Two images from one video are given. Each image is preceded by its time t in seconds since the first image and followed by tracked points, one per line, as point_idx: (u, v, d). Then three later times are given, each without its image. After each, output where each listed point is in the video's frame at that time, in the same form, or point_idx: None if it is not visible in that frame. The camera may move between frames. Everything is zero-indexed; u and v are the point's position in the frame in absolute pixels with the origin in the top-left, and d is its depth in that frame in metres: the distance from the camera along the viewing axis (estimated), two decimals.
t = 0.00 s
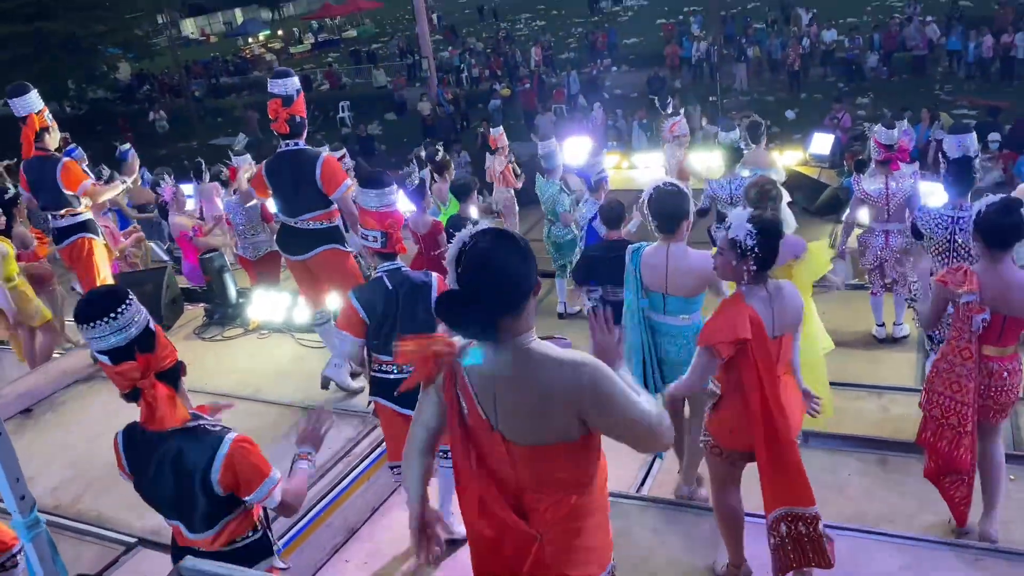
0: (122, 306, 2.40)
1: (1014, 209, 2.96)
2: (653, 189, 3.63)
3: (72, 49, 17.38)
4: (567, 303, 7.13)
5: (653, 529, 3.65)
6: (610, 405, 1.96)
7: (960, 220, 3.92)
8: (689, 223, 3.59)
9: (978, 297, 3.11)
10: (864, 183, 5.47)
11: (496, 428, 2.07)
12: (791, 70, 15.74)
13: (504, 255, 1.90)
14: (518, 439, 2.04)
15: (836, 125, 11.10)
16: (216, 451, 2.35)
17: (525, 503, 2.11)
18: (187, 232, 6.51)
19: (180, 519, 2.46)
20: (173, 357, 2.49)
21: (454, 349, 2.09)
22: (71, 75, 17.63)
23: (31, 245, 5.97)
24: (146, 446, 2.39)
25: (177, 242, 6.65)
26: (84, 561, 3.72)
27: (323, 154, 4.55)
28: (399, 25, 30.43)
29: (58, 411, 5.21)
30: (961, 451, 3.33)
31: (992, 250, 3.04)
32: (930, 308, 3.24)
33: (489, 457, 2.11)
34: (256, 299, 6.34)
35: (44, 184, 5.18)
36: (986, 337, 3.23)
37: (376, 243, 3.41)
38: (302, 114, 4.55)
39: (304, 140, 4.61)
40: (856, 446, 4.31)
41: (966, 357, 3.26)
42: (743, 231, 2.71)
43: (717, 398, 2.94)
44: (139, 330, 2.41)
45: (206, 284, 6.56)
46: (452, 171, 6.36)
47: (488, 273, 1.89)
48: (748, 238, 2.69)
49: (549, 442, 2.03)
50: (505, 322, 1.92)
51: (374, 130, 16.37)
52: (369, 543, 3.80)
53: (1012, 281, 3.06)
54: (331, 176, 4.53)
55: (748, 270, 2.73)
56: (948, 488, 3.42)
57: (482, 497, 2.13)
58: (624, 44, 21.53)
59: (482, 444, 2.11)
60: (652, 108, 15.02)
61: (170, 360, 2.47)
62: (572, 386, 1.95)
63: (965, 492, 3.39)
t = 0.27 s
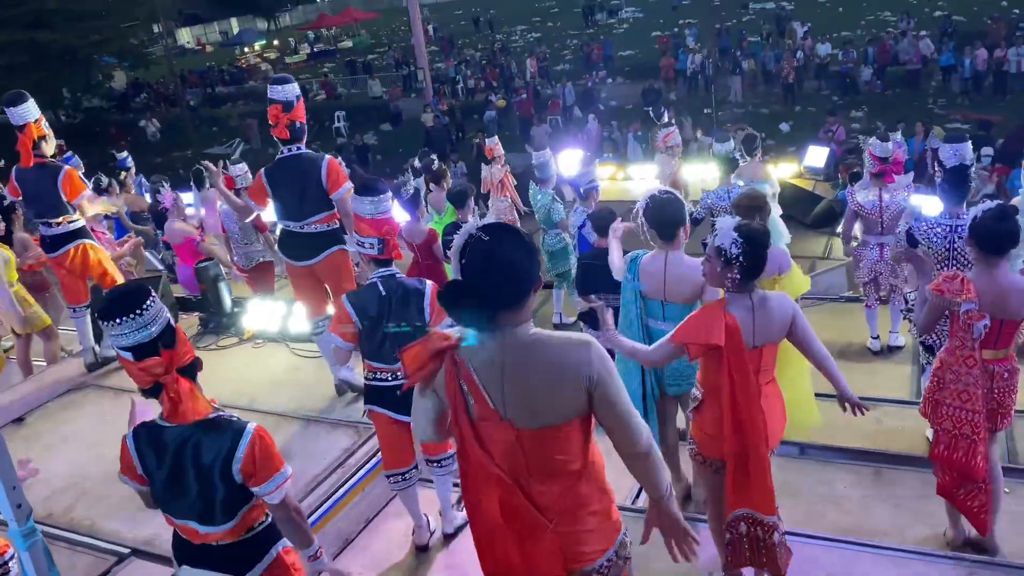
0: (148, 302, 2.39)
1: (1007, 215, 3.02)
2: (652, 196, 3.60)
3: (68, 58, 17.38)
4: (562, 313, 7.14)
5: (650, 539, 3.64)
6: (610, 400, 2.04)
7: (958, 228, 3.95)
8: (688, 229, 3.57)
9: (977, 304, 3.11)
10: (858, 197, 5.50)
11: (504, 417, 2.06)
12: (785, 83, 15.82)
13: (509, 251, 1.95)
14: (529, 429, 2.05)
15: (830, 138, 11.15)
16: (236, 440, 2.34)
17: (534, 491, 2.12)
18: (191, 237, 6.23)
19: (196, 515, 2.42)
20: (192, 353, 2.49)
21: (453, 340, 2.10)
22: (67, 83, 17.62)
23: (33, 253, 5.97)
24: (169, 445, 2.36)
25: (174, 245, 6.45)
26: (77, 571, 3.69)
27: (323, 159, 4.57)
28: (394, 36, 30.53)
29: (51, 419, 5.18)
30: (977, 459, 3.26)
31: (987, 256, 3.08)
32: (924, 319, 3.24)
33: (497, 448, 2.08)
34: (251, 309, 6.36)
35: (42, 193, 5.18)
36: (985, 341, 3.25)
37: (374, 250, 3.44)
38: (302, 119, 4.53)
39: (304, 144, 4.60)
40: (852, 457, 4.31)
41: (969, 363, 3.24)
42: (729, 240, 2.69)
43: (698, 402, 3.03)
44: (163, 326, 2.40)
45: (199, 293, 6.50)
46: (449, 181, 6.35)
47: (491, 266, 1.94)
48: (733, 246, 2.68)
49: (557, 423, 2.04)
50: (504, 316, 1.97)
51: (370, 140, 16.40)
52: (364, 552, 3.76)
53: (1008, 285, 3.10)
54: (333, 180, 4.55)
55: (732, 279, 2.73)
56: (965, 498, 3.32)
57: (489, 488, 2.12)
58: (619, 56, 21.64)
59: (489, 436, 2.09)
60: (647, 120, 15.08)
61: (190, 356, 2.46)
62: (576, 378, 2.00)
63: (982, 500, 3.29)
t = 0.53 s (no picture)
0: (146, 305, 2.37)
1: (1001, 224, 3.01)
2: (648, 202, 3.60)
3: (65, 63, 17.38)
4: (558, 320, 7.13)
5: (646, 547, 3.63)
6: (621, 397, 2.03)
7: (955, 239, 3.89)
8: (685, 237, 3.59)
9: (967, 309, 3.14)
10: (853, 207, 5.52)
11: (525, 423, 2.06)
12: (781, 91, 15.87)
13: (515, 261, 1.93)
14: (553, 433, 2.05)
15: (825, 146, 11.18)
16: (233, 441, 2.33)
17: (559, 497, 2.12)
18: (193, 241, 6.06)
19: (195, 520, 2.41)
20: (191, 358, 2.46)
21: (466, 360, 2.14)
22: (64, 88, 17.61)
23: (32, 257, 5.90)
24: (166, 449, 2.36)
25: (167, 251, 6.22)
26: None
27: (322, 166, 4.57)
28: (391, 43, 30.60)
29: (45, 425, 5.15)
30: (983, 461, 3.24)
31: (979, 262, 3.10)
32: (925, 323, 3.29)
33: (521, 456, 2.09)
34: (246, 315, 6.35)
35: (39, 201, 5.16)
36: (980, 349, 3.24)
37: (371, 258, 3.39)
38: (301, 127, 4.54)
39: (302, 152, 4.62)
40: (848, 466, 4.30)
41: (967, 369, 3.24)
42: (733, 250, 2.69)
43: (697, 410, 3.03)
44: (163, 329, 2.38)
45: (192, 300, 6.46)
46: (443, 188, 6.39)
47: (493, 274, 1.93)
48: (737, 256, 2.67)
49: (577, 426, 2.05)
50: (510, 324, 1.97)
51: (367, 147, 16.41)
52: (357, 561, 3.75)
53: (1003, 291, 3.10)
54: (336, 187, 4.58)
55: (735, 288, 2.73)
56: (975, 500, 3.29)
57: (512, 497, 2.11)
58: (615, 64, 21.70)
59: (513, 443, 2.09)
60: (643, 128, 15.12)
61: (188, 360, 2.44)
62: (590, 379, 2.00)
63: (990, 501, 3.27)
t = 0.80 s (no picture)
0: (126, 305, 2.34)
1: (999, 230, 3.02)
2: (645, 205, 3.62)
3: (62, 66, 17.37)
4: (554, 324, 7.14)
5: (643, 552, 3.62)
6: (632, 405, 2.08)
7: (953, 244, 3.89)
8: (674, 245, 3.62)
9: (965, 313, 3.16)
10: (850, 210, 5.52)
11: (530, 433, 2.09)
12: (777, 97, 15.91)
13: (531, 259, 1.99)
14: (555, 443, 2.09)
15: (821, 152, 11.22)
16: (201, 452, 2.31)
17: (563, 506, 2.14)
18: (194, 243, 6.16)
19: (170, 527, 2.41)
20: (168, 366, 2.39)
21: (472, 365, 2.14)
22: (61, 91, 17.60)
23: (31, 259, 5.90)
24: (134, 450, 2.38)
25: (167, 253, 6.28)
26: None
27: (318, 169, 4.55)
28: (389, 47, 30.65)
29: (39, 429, 5.14)
30: (974, 466, 3.22)
31: (977, 267, 3.10)
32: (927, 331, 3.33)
33: (523, 464, 2.12)
34: (243, 318, 6.33)
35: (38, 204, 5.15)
36: (979, 355, 3.23)
37: (372, 263, 3.39)
38: (298, 129, 4.55)
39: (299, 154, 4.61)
40: (844, 471, 4.31)
41: (964, 374, 3.23)
42: (749, 256, 2.74)
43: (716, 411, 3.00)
44: (131, 336, 2.32)
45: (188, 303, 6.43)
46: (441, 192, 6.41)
47: (506, 272, 1.98)
48: (754, 263, 2.71)
49: (581, 435, 2.08)
50: (519, 323, 2.02)
51: (364, 150, 16.43)
52: (353, 566, 3.75)
53: (1001, 296, 3.11)
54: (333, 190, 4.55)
55: (753, 296, 2.76)
56: (967, 504, 3.29)
57: (515, 506, 2.14)
58: (612, 69, 21.77)
59: (515, 452, 2.12)
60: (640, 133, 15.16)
61: (162, 368, 2.37)
62: (598, 387, 2.03)
63: (986, 504, 3.27)
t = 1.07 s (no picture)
0: (121, 315, 2.36)
1: (994, 229, 3.03)
2: (639, 212, 3.64)
3: (59, 66, 17.35)
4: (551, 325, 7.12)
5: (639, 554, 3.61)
6: (674, 418, 1.98)
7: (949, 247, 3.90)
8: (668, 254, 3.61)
9: (958, 311, 3.18)
10: (846, 211, 5.54)
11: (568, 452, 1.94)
12: (774, 99, 15.95)
13: (561, 275, 1.89)
14: (596, 467, 1.94)
15: (818, 154, 11.25)
16: (167, 474, 2.23)
17: (596, 539, 1.97)
18: (191, 244, 6.18)
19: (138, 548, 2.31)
20: (145, 387, 2.35)
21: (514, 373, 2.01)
22: (58, 91, 17.58)
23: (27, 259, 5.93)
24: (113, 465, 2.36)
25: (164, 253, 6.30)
26: None
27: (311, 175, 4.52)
28: (387, 48, 30.66)
29: (35, 429, 5.12)
30: (957, 465, 3.30)
31: (972, 265, 3.10)
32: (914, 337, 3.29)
33: (559, 489, 1.96)
34: (240, 318, 6.32)
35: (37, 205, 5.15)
36: (973, 352, 3.25)
37: (371, 265, 3.39)
38: (296, 131, 4.53)
39: (296, 158, 4.60)
40: (840, 472, 4.31)
41: (954, 371, 3.26)
42: (767, 259, 2.74)
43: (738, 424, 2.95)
44: (110, 350, 2.35)
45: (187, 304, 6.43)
46: (441, 194, 6.42)
47: (543, 285, 1.89)
48: (772, 265, 2.72)
49: (620, 456, 1.95)
50: (549, 341, 1.93)
51: (361, 151, 16.43)
52: (350, 567, 3.75)
53: (994, 293, 3.11)
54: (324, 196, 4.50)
55: (771, 298, 2.77)
56: (946, 505, 3.38)
57: (546, 533, 1.96)
58: (609, 71, 21.80)
59: (552, 475, 1.96)
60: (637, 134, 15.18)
61: (138, 388, 2.34)
62: (639, 402, 1.94)
63: (964, 508, 3.36)
